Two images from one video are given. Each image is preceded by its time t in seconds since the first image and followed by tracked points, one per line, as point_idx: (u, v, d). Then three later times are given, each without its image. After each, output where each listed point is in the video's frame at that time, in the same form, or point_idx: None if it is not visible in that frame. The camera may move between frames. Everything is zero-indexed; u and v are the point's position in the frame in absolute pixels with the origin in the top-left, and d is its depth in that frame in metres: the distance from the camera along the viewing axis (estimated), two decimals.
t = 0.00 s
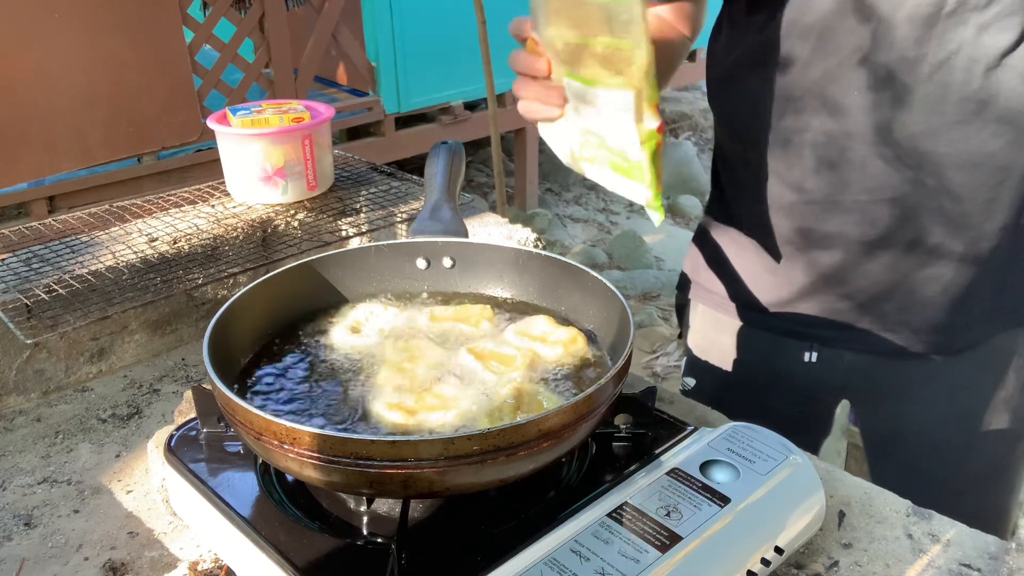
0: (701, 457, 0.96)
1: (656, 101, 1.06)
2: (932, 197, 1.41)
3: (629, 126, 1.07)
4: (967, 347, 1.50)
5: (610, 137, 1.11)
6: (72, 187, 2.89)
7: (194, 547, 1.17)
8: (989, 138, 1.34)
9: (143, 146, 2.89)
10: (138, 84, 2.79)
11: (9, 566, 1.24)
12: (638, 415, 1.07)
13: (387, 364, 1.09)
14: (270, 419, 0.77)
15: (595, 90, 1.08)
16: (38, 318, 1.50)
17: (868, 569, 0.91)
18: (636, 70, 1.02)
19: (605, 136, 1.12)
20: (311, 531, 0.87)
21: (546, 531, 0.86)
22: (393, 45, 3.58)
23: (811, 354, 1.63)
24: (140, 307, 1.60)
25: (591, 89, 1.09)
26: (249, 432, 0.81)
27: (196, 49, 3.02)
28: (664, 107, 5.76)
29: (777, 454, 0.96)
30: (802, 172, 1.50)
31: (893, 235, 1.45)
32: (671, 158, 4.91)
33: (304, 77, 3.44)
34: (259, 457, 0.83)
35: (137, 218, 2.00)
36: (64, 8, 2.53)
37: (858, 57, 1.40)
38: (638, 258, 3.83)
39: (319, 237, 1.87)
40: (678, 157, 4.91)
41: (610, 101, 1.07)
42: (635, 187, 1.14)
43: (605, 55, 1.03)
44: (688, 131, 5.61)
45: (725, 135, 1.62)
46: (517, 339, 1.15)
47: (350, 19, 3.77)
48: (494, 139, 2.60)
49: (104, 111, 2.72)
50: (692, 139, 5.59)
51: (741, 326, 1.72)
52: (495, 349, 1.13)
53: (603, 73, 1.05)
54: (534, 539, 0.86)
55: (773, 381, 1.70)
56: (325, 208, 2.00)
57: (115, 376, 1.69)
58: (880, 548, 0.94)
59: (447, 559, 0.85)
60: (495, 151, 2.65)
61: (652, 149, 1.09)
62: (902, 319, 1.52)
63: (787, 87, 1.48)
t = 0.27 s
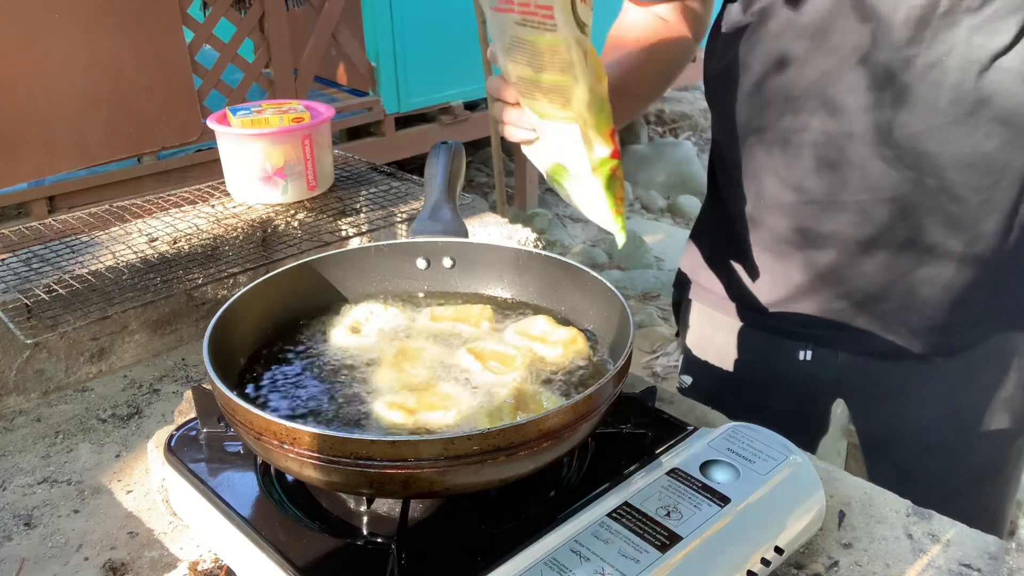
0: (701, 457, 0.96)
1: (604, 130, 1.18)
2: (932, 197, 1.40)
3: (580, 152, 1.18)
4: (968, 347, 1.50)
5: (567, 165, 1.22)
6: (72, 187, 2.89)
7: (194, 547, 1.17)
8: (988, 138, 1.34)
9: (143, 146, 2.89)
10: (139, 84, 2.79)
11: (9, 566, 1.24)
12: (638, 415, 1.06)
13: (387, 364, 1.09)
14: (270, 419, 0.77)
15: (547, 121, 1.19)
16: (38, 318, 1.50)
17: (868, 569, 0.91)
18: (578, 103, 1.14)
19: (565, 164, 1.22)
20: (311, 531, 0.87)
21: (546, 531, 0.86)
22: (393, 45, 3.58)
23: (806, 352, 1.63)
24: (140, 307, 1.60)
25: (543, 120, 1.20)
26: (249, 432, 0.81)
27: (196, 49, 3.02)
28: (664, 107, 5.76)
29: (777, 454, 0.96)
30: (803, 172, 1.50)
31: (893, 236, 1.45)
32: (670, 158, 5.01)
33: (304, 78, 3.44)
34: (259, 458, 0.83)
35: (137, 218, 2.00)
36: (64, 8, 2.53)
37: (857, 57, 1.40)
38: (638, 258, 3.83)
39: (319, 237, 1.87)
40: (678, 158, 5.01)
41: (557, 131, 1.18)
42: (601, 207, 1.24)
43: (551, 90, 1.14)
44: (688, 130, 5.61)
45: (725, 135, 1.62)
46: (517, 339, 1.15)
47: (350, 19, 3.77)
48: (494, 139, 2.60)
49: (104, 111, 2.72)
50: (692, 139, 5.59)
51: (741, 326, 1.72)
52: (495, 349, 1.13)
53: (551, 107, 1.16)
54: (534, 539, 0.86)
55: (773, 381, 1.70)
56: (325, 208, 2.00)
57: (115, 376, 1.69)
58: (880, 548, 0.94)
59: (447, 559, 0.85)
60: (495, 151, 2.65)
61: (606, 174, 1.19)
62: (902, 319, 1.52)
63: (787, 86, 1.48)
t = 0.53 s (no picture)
0: (701, 457, 0.96)
1: (586, 103, 1.47)
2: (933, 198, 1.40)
3: (570, 123, 1.48)
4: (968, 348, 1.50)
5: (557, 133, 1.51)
6: (72, 187, 2.89)
7: (194, 547, 1.17)
8: (989, 138, 1.34)
9: (143, 146, 2.89)
10: (139, 84, 2.79)
11: (9, 566, 1.24)
12: (638, 416, 1.06)
13: (388, 364, 1.09)
14: (270, 419, 0.77)
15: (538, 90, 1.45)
16: (37, 318, 1.50)
17: (868, 570, 0.91)
18: (565, 76, 1.43)
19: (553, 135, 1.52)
20: (311, 532, 0.87)
21: (546, 532, 0.86)
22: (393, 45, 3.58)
23: (799, 349, 1.62)
24: (140, 307, 1.60)
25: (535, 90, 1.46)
26: (249, 432, 0.81)
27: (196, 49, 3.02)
28: (664, 108, 5.77)
29: (777, 454, 0.96)
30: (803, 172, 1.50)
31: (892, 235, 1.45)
32: (670, 158, 5.03)
33: (305, 78, 3.44)
34: (259, 457, 0.83)
35: (137, 218, 2.00)
36: (65, 9, 2.53)
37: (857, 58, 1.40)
38: (638, 258, 3.83)
39: (319, 237, 1.87)
40: (678, 158, 5.02)
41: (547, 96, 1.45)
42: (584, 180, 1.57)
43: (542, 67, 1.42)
44: (688, 131, 5.61)
45: (725, 135, 1.62)
46: (517, 339, 1.15)
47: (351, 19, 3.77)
48: (494, 140, 2.60)
49: (104, 111, 2.72)
50: (692, 139, 5.59)
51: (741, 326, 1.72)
52: (495, 348, 1.13)
53: (540, 79, 1.44)
54: (534, 539, 0.86)
55: (773, 382, 1.70)
56: (325, 208, 2.00)
57: (115, 376, 1.69)
58: (880, 548, 0.94)
59: (447, 559, 0.85)
60: (495, 151, 2.65)
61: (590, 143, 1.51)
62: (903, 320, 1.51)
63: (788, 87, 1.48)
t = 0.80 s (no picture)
0: (701, 457, 0.96)
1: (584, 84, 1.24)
2: (933, 198, 1.40)
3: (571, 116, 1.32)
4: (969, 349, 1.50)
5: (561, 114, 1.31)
6: (72, 187, 2.89)
7: (194, 547, 1.17)
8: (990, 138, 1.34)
9: (143, 146, 2.89)
10: (139, 84, 2.79)
11: (9, 566, 1.24)
12: (638, 415, 1.06)
13: (388, 364, 1.09)
14: (270, 419, 0.77)
15: (538, 70, 1.25)
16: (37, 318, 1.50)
17: (868, 569, 0.91)
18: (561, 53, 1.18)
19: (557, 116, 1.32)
20: (311, 531, 0.87)
21: (546, 532, 0.86)
22: (393, 44, 3.57)
23: (787, 347, 1.64)
24: (140, 307, 1.60)
25: (536, 69, 1.26)
26: (249, 432, 0.81)
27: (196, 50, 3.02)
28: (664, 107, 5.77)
29: (777, 454, 0.96)
30: (804, 173, 1.50)
31: (892, 235, 1.45)
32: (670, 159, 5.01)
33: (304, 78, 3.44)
34: (259, 457, 0.83)
35: (137, 218, 2.00)
36: (65, 9, 2.53)
37: (856, 58, 1.38)
38: (638, 258, 3.83)
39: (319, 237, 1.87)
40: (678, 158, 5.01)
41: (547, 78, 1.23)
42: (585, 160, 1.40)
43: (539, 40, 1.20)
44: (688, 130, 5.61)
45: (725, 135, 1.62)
46: (517, 339, 1.15)
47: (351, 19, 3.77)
48: (494, 140, 2.60)
49: (104, 111, 2.72)
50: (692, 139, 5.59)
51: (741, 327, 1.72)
52: (495, 348, 1.13)
53: (541, 57, 1.22)
54: (534, 539, 0.86)
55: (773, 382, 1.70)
56: (325, 208, 2.00)
57: (115, 376, 1.69)
58: (880, 548, 0.94)
59: (447, 559, 0.85)
60: (495, 151, 2.65)
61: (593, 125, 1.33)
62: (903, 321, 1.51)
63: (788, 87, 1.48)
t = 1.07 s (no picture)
0: (701, 457, 0.96)
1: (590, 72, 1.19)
2: (933, 198, 1.40)
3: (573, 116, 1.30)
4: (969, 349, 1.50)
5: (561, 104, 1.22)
6: (72, 187, 2.89)
7: (194, 547, 1.17)
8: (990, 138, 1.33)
9: (142, 146, 2.89)
10: (139, 84, 2.79)
11: (9, 566, 1.24)
12: (638, 415, 1.06)
13: (388, 364, 1.09)
14: (270, 419, 0.77)
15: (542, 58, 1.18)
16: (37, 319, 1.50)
17: (868, 570, 0.91)
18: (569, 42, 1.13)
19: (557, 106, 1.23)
20: (311, 531, 0.87)
21: (546, 532, 0.86)
22: (393, 44, 3.58)
23: (780, 346, 1.65)
24: (140, 307, 1.60)
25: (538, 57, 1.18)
26: (249, 432, 0.81)
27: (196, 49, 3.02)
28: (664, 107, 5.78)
29: (777, 454, 0.96)
30: (804, 173, 1.50)
31: (892, 235, 1.45)
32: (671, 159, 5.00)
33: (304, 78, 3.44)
34: (259, 457, 0.83)
35: (137, 218, 2.00)
36: (65, 9, 2.53)
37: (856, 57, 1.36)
38: (638, 258, 3.83)
39: (319, 237, 1.88)
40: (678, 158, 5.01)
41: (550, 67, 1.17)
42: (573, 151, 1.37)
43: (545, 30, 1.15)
44: (688, 130, 5.61)
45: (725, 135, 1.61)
46: (517, 339, 1.15)
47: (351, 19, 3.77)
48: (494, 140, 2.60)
49: (104, 111, 2.72)
50: (693, 139, 5.59)
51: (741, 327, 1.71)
52: (495, 348, 1.13)
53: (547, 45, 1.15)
54: (534, 539, 0.86)
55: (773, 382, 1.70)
56: (325, 208, 2.00)
57: (115, 376, 1.69)
58: (880, 548, 0.94)
59: (447, 559, 0.85)
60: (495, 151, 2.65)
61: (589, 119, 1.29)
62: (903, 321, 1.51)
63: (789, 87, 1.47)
